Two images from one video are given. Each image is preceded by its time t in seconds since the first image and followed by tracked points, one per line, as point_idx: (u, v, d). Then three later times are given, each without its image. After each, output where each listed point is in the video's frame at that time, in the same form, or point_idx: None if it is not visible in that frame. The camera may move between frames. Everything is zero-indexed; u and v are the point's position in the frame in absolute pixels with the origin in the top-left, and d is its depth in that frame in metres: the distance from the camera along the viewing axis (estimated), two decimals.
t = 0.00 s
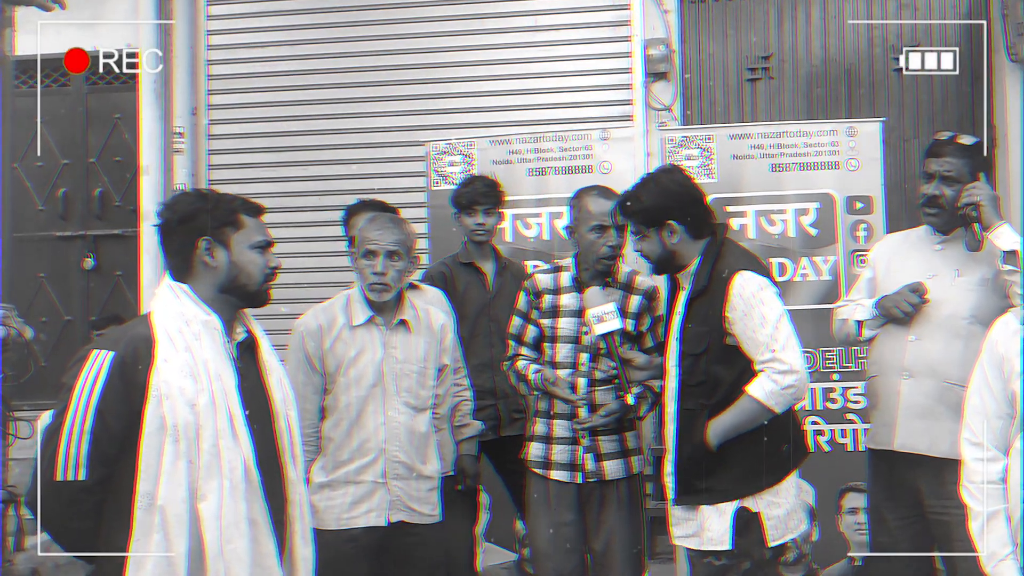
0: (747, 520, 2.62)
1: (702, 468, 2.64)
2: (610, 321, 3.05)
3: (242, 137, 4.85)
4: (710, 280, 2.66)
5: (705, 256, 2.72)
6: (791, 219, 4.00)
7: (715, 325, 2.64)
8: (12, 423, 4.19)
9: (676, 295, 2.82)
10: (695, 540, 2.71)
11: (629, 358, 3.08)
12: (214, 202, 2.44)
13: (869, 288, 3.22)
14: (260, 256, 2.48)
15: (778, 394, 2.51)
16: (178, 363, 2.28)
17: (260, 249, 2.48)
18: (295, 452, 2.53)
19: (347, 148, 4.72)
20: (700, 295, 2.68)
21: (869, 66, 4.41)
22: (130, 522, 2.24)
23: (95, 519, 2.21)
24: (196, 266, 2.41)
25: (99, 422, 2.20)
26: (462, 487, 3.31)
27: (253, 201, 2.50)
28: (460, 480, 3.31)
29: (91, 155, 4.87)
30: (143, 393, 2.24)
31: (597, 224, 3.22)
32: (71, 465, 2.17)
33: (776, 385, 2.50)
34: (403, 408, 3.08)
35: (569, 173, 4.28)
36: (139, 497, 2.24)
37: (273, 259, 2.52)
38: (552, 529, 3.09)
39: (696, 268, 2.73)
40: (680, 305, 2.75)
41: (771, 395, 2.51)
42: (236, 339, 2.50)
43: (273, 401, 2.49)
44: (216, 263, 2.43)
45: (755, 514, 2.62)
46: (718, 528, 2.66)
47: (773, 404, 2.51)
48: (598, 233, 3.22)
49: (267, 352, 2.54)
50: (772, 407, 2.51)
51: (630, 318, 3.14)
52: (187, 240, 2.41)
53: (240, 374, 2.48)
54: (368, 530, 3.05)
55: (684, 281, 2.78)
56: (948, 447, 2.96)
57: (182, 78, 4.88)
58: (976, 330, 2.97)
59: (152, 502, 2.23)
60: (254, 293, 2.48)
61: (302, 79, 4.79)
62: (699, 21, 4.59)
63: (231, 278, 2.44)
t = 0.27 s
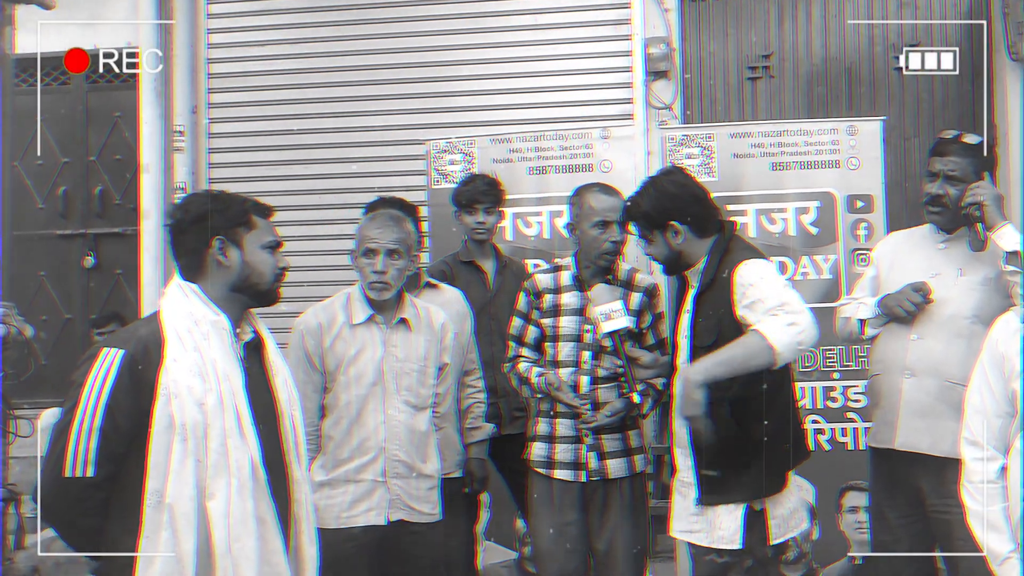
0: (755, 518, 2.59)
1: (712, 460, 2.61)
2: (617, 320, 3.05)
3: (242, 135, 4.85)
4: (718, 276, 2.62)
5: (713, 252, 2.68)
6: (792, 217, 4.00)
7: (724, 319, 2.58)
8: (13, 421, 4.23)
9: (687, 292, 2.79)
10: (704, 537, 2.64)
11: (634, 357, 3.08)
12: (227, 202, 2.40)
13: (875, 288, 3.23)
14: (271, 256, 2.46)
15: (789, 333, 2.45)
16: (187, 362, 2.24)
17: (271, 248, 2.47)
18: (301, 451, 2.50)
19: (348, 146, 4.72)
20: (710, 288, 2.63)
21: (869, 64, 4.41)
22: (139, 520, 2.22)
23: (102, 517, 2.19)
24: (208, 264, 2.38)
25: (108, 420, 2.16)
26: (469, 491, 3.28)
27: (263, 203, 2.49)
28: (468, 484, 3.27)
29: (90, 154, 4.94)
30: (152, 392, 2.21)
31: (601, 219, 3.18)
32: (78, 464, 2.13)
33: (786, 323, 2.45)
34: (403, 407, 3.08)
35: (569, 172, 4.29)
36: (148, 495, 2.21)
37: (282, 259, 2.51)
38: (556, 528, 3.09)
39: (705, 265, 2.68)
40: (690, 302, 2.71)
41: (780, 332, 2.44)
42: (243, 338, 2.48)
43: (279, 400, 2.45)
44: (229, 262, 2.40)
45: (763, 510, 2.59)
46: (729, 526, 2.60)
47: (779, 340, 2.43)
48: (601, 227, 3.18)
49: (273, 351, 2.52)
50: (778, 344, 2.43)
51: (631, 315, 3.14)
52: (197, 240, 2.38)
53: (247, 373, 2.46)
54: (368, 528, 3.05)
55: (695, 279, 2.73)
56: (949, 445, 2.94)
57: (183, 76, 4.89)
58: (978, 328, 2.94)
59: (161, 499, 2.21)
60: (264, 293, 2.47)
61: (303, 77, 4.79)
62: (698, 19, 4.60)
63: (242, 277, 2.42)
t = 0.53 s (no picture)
0: (773, 518, 2.59)
1: (719, 464, 2.61)
2: (626, 318, 3.05)
3: (242, 131, 4.81)
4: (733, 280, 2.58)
5: (727, 255, 2.64)
6: (795, 216, 4.00)
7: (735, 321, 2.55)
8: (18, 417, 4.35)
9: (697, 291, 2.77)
10: (718, 538, 2.62)
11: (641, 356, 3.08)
12: (238, 199, 2.38)
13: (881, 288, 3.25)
14: (281, 254, 2.42)
15: (738, 338, 2.42)
16: (196, 354, 2.21)
17: (281, 246, 2.42)
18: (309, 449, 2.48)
19: (351, 142, 4.72)
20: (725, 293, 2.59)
21: (874, 61, 4.42)
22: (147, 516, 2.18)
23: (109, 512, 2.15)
24: (218, 260, 2.36)
25: (117, 413, 2.14)
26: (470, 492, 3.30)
27: (274, 200, 2.46)
28: (470, 484, 3.32)
29: (94, 149, 5.04)
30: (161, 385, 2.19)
31: (605, 220, 3.09)
32: (87, 456, 2.11)
33: (716, 354, 2.39)
34: (406, 404, 3.08)
35: (572, 169, 4.31)
36: (156, 489, 2.17)
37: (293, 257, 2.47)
38: (559, 526, 3.09)
39: (720, 265, 2.65)
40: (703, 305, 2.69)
41: (704, 359, 2.39)
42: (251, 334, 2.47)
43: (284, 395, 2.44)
44: (239, 259, 2.37)
45: (779, 511, 2.60)
46: (745, 530, 2.58)
47: (697, 365, 2.38)
48: (605, 229, 3.10)
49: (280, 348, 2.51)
50: (694, 369, 2.38)
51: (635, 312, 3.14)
52: (209, 240, 2.36)
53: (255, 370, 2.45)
54: (371, 525, 3.05)
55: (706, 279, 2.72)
56: (953, 445, 2.93)
57: (184, 73, 4.79)
58: (983, 328, 2.95)
59: (170, 493, 2.17)
60: (274, 290, 2.41)
61: (306, 74, 4.78)
62: (701, 15, 4.59)
63: (252, 275, 2.38)
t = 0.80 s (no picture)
0: (773, 514, 2.57)
1: (713, 456, 2.64)
2: (637, 314, 3.07)
3: (248, 127, 4.83)
4: (733, 273, 2.59)
5: (734, 250, 2.64)
6: (801, 213, 3.99)
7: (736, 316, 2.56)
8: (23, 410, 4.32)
9: (704, 288, 2.76)
10: (722, 535, 2.63)
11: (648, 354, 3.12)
12: (237, 191, 2.39)
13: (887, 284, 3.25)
14: (282, 246, 2.44)
15: (723, 323, 2.45)
16: (206, 350, 2.24)
17: (281, 238, 2.45)
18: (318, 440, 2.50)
19: (356, 138, 4.72)
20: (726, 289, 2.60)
21: (880, 58, 4.39)
22: (160, 510, 2.23)
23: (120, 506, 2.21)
24: (220, 254, 2.39)
25: (129, 410, 2.17)
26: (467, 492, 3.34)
27: (273, 192, 2.47)
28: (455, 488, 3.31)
29: (99, 144, 5.00)
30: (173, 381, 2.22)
31: (609, 220, 3.10)
32: (99, 453, 2.15)
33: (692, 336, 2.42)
34: (411, 400, 3.09)
35: (578, 165, 4.30)
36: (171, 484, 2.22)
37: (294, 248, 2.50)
38: (563, 522, 3.10)
39: (728, 261, 2.64)
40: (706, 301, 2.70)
41: (679, 341, 2.41)
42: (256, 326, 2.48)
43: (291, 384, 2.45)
44: (241, 252, 2.40)
45: (779, 508, 2.57)
46: (749, 526, 2.58)
47: (672, 347, 2.40)
48: (609, 229, 3.11)
49: (284, 340, 2.51)
50: (670, 352, 2.40)
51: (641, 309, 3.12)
52: (209, 232, 2.38)
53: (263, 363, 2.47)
54: (377, 521, 3.06)
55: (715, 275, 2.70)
56: (960, 446, 2.95)
57: (191, 68, 4.84)
58: (993, 328, 2.94)
59: (183, 487, 2.22)
60: (275, 283, 2.45)
61: (312, 69, 4.78)
62: (707, 11, 4.55)
63: (255, 267, 2.41)
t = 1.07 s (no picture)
0: (774, 514, 2.55)
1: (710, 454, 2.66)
2: (639, 313, 3.10)
3: (252, 125, 4.83)
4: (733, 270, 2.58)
5: (734, 250, 2.63)
6: (805, 213, 4.00)
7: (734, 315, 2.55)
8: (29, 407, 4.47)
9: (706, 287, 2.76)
10: (725, 535, 2.61)
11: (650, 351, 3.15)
12: (235, 186, 2.34)
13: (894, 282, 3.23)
14: (281, 243, 2.41)
15: (721, 320, 2.44)
16: (217, 356, 2.18)
17: (279, 234, 2.41)
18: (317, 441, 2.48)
19: (359, 136, 4.72)
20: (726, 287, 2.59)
21: (884, 58, 4.39)
22: (169, 523, 2.16)
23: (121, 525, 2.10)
24: (217, 248, 2.34)
25: (140, 420, 2.10)
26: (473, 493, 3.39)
27: (271, 186, 2.42)
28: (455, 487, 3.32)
29: (104, 141, 4.88)
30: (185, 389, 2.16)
31: (609, 213, 3.12)
32: (110, 465, 2.08)
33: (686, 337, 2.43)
34: (414, 398, 3.09)
35: (581, 163, 4.32)
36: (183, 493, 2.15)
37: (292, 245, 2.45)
38: (566, 520, 3.10)
39: (727, 259, 2.64)
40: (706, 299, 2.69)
41: (672, 343, 2.42)
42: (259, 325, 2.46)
43: (292, 383, 2.43)
44: (238, 248, 2.35)
45: (779, 507, 2.55)
46: (752, 526, 2.56)
47: (666, 350, 2.42)
48: (609, 222, 3.13)
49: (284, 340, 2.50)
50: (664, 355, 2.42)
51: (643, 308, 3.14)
52: (207, 225, 2.33)
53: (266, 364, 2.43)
54: (380, 519, 3.06)
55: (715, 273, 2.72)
56: (963, 447, 2.95)
57: (194, 66, 4.86)
58: (999, 330, 2.94)
59: (196, 497, 2.15)
60: (274, 280, 2.41)
61: (316, 67, 4.78)
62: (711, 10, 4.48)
63: (254, 263, 2.37)
